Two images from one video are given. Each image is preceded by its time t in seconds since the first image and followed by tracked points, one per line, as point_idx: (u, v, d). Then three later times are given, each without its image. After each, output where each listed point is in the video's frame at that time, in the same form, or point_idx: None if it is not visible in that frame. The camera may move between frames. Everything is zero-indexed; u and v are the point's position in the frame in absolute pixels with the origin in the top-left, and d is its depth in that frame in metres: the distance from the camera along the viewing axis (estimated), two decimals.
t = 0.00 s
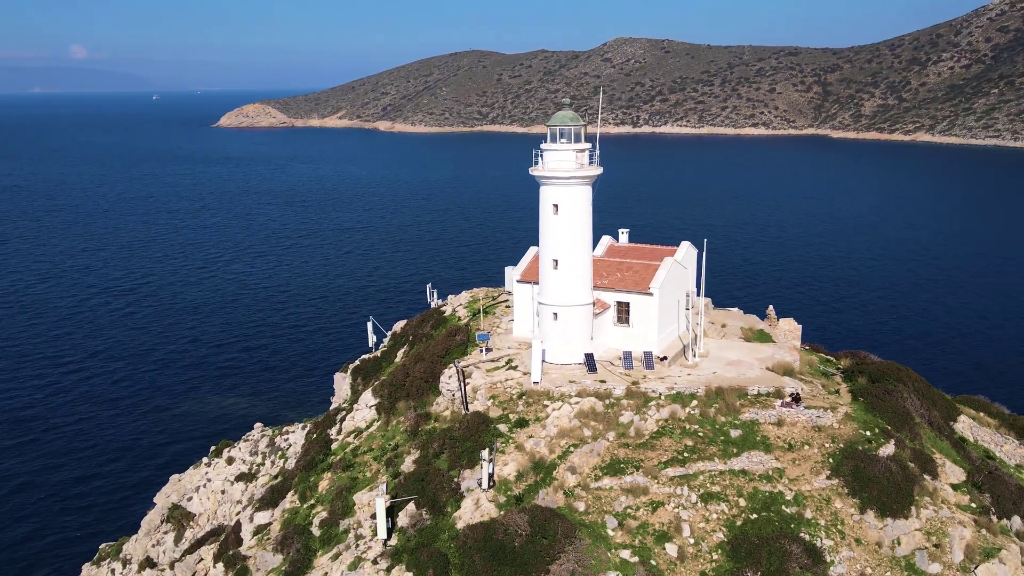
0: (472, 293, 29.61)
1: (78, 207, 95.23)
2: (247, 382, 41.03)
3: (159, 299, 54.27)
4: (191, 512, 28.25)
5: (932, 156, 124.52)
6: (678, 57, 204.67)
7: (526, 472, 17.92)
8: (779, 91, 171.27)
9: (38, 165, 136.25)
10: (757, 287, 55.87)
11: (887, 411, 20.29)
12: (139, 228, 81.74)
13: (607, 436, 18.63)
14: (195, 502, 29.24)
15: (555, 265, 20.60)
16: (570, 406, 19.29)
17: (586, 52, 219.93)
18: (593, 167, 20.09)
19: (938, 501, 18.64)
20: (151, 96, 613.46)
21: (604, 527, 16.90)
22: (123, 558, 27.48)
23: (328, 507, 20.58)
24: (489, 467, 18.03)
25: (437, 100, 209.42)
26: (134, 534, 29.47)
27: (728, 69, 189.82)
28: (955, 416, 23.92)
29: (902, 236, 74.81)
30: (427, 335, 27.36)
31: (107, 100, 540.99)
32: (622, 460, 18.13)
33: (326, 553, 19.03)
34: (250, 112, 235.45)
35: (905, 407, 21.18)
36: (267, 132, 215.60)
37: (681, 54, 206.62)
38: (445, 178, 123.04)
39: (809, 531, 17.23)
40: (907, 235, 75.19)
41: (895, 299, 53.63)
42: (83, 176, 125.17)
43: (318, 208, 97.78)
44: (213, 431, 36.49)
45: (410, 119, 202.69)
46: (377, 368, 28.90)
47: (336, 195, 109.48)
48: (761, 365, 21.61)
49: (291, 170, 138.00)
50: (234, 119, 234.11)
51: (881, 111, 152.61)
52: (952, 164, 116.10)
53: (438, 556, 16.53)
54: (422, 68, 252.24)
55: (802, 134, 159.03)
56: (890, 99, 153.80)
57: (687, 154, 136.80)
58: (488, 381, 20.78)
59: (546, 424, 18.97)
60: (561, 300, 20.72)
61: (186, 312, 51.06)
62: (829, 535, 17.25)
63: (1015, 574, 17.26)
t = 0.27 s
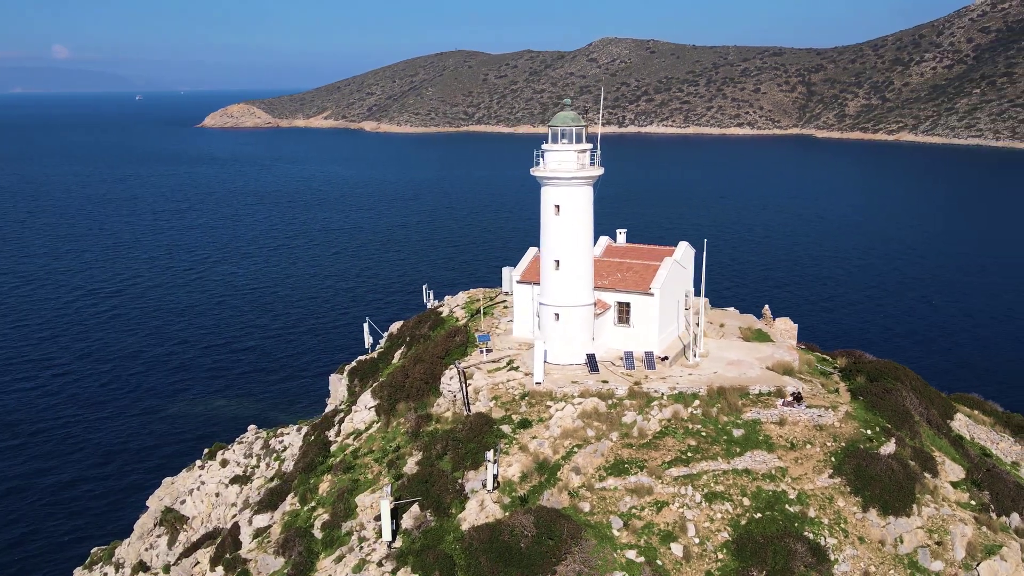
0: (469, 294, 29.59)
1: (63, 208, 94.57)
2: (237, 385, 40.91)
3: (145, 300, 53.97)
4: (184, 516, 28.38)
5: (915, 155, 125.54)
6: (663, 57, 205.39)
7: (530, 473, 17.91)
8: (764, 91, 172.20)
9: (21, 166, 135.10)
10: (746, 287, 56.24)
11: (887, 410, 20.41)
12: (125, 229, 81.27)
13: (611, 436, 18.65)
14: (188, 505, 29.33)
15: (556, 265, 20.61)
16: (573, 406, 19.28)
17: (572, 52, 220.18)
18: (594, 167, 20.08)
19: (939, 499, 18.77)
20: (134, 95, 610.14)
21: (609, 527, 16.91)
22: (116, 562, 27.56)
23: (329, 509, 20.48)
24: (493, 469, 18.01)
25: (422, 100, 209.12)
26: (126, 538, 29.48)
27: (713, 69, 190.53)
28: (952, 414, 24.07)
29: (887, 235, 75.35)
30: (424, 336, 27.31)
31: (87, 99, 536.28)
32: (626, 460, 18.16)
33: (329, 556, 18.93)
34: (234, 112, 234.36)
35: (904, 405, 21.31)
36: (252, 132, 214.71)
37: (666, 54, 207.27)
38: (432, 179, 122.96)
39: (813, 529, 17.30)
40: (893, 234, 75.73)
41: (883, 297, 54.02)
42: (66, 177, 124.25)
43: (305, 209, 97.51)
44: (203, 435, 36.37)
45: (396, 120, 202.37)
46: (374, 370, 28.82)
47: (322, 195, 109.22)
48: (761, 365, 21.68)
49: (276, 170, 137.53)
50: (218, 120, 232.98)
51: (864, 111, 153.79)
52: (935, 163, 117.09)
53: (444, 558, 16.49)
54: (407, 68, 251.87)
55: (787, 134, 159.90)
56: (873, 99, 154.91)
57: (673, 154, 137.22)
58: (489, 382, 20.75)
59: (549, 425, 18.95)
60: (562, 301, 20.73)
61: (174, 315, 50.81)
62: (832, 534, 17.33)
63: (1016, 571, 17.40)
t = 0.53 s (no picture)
0: (466, 294, 29.59)
1: (45, 210, 93.85)
2: (225, 389, 40.80)
3: (130, 303, 53.66)
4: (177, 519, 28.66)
5: (897, 155, 126.67)
6: (646, 57, 206.07)
7: (535, 474, 17.89)
8: (746, 91, 173.16)
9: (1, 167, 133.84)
10: (733, 287, 56.69)
11: (886, 409, 20.54)
12: (109, 231, 80.75)
13: (615, 436, 18.68)
14: (181, 510, 29.59)
15: (558, 266, 20.62)
16: (576, 407, 19.28)
17: (555, 52, 220.47)
18: (596, 168, 20.10)
19: (940, 497, 18.91)
20: (117, 95, 606.10)
21: (615, 528, 16.92)
22: (107, 566, 27.84)
23: (331, 512, 20.38)
24: (499, 470, 17.96)
25: (406, 100, 208.82)
26: (117, 541, 29.69)
27: (696, 69, 191.39)
28: (948, 411, 24.25)
29: (872, 234, 75.94)
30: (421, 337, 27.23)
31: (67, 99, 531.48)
32: (631, 460, 18.18)
33: (332, 559, 18.82)
34: (216, 112, 233.14)
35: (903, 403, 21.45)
36: (235, 133, 213.73)
37: (650, 54, 208.02)
38: (417, 179, 122.83)
39: (817, 528, 17.40)
40: (877, 233, 76.33)
41: (867, 296, 54.49)
42: (47, 178, 123.27)
43: (289, 210, 97.19)
44: (190, 442, 36.35)
45: (379, 120, 201.95)
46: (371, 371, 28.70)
47: (307, 196, 108.97)
48: (761, 364, 21.77)
49: (260, 171, 136.95)
50: (200, 120, 231.72)
51: (846, 111, 155.05)
52: (917, 163, 118.12)
53: (452, 560, 16.45)
54: (391, 68, 251.39)
55: (770, 134, 160.94)
56: (855, 99, 156.17)
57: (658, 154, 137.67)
58: (491, 384, 20.72)
59: (553, 426, 18.95)
60: (564, 301, 20.75)
61: (159, 317, 50.58)
62: (837, 532, 17.43)
63: (1017, 567, 17.55)
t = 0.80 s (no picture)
0: (463, 295, 29.56)
1: (27, 211, 93.05)
2: (213, 393, 40.67)
3: (114, 305, 53.36)
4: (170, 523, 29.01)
5: (879, 155, 127.64)
6: (630, 57, 206.58)
7: (541, 475, 17.89)
8: (730, 91, 173.92)
9: None
10: (721, 287, 57.09)
11: (887, 408, 20.66)
12: (92, 232, 80.21)
13: (619, 437, 18.70)
14: (173, 513, 29.94)
15: (560, 267, 20.66)
16: (580, 408, 19.30)
17: (539, 52, 220.59)
18: (598, 168, 20.12)
19: (941, 495, 19.04)
20: (98, 95, 601.42)
21: (622, 528, 16.93)
22: (101, 570, 28.30)
23: (334, 514, 20.28)
24: (504, 472, 17.95)
25: (390, 100, 208.30)
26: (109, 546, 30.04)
27: (679, 69, 192.04)
28: (945, 409, 24.42)
29: (857, 233, 76.49)
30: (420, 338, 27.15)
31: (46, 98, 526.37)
32: (635, 460, 18.21)
33: (337, 561, 18.73)
34: (199, 112, 231.80)
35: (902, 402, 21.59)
36: (217, 133, 212.52)
37: (634, 54, 208.51)
38: (402, 179, 122.65)
39: (823, 527, 17.48)
40: (861, 232, 76.90)
41: (853, 295, 54.92)
42: (28, 179, 122.17)
43: (274, 210, 96.82)
44: (178, 447, 36.27)
45: (363, 120, 201.36)
46: (368, 373, 28.60)
47: (292, 197, 108.60)
48: (761, 364, 21.86)
49: (243, 171, 136.29)
50: (182, 121, 230.25)
51: (829, 110, 156.09)
52: (899, 162, 119.07)
53: (458, 561, 16.41)
54: (374, 68, 250.73)
55: (753, 133, 161.78)
56: (837, 99, 157.21)
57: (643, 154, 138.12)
58: (494, 385, 20.70)
59: (557, 427, 18.95)
60: (566, 302, 20.78)
61: (145, 319, 50.33)
62: (841, 530, 17.52)
63: (1019, 564, 17.66)
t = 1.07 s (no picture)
0: (461, 296, 29.55)
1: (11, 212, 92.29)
2: (203, 395, 40.53)
3: (102, 306, 53.03)
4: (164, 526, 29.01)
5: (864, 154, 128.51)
6: (616, 57, 207.02)
7: (546, 476, 17.89)
8: (715, 91, 174.73)
9: None
10: (711, 286, 57.39)
11: (887, 406, 20.79)
12: (78, 233, 79.69)
13: (623, 437, 18.73)
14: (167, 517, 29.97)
15: (563, 268, 20.66)
16: (584, 408, 19.32)
17: (525, 53, 220.75)
18: (600, 169, 20.21)
19: (941, 493, 19.18)
20: (81, 95, 597.25)
21: (627, 529, 16.94)
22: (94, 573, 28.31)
23: (336, 517, 20.19)
24: (509, 473, 17.94)
25: (376, 100, 207.86)
26: (102, 549, 30.01)
27: (665, 69, 192.65)
28: (942, 407, 24.58)
29: (844, 232, 76.92)
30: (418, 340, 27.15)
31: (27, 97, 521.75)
32: (640, 461, 18.25)
33: (340, 564, 18.63)
34: (183, 112, 230.49)
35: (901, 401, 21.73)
36: (202, 134, 211.39)
37: (619, 54, 209.03)
38: (389, 180, 122.39)
39: (826, 526, 17.56)
40: (848, 231, 77.39)
41: (842, 294, 55.25)
42: (11, 180, 121.16)
43: (261, 211, 96.38)
44: (169, 451, 36.18)
45: (349, 120, 200.65)
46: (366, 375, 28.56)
47: (279, 198, 108.27)
48: (762, 363, 21.95)
49: (229, 172, 135.55)
50: (166, 121, 228.85)
51: (814, 110, 157.01)
52: (884, 162, 119.91)
53: (465, 563, 16.37)
54: (360, 68, 250.19)
55: (739, 133, 162.49)
56: (822, 99, 158.17)
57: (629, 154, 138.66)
58: (496, 386, 20.69)
59: (561, 427, 18.95)
60: (568, 303, 20.79)
61: (133, 321, 50.03)
62: (844, 529, 17.60)
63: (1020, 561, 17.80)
